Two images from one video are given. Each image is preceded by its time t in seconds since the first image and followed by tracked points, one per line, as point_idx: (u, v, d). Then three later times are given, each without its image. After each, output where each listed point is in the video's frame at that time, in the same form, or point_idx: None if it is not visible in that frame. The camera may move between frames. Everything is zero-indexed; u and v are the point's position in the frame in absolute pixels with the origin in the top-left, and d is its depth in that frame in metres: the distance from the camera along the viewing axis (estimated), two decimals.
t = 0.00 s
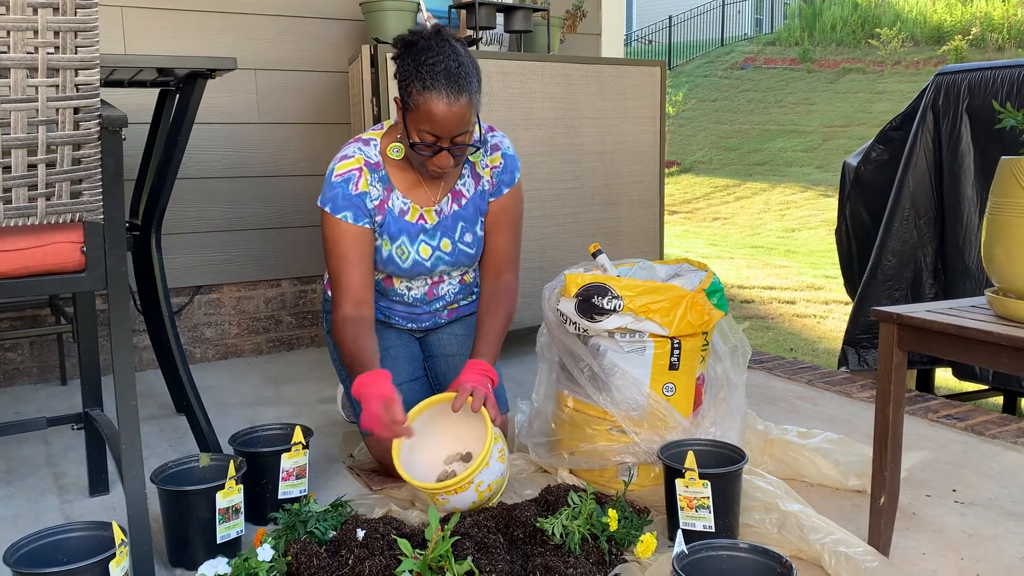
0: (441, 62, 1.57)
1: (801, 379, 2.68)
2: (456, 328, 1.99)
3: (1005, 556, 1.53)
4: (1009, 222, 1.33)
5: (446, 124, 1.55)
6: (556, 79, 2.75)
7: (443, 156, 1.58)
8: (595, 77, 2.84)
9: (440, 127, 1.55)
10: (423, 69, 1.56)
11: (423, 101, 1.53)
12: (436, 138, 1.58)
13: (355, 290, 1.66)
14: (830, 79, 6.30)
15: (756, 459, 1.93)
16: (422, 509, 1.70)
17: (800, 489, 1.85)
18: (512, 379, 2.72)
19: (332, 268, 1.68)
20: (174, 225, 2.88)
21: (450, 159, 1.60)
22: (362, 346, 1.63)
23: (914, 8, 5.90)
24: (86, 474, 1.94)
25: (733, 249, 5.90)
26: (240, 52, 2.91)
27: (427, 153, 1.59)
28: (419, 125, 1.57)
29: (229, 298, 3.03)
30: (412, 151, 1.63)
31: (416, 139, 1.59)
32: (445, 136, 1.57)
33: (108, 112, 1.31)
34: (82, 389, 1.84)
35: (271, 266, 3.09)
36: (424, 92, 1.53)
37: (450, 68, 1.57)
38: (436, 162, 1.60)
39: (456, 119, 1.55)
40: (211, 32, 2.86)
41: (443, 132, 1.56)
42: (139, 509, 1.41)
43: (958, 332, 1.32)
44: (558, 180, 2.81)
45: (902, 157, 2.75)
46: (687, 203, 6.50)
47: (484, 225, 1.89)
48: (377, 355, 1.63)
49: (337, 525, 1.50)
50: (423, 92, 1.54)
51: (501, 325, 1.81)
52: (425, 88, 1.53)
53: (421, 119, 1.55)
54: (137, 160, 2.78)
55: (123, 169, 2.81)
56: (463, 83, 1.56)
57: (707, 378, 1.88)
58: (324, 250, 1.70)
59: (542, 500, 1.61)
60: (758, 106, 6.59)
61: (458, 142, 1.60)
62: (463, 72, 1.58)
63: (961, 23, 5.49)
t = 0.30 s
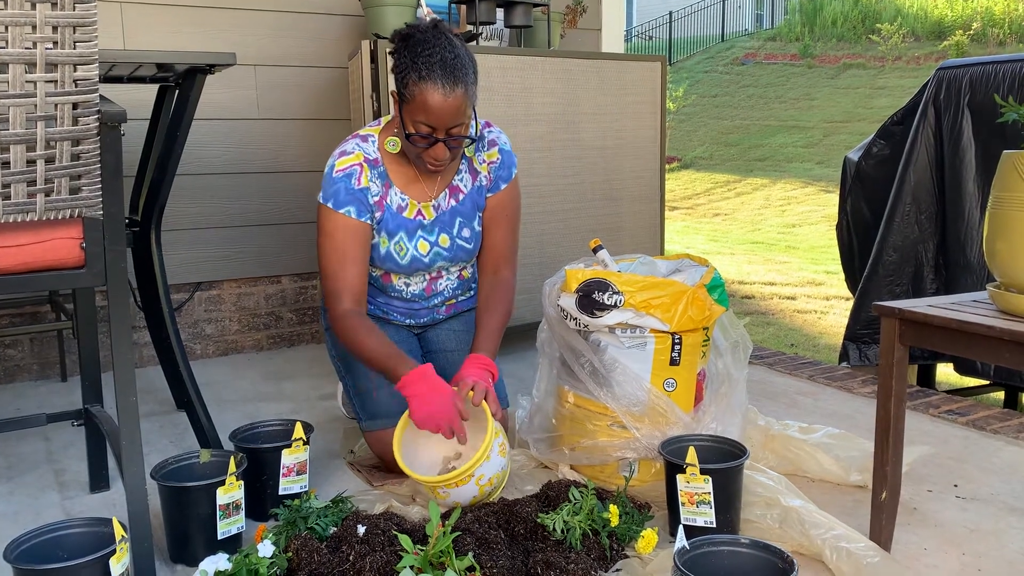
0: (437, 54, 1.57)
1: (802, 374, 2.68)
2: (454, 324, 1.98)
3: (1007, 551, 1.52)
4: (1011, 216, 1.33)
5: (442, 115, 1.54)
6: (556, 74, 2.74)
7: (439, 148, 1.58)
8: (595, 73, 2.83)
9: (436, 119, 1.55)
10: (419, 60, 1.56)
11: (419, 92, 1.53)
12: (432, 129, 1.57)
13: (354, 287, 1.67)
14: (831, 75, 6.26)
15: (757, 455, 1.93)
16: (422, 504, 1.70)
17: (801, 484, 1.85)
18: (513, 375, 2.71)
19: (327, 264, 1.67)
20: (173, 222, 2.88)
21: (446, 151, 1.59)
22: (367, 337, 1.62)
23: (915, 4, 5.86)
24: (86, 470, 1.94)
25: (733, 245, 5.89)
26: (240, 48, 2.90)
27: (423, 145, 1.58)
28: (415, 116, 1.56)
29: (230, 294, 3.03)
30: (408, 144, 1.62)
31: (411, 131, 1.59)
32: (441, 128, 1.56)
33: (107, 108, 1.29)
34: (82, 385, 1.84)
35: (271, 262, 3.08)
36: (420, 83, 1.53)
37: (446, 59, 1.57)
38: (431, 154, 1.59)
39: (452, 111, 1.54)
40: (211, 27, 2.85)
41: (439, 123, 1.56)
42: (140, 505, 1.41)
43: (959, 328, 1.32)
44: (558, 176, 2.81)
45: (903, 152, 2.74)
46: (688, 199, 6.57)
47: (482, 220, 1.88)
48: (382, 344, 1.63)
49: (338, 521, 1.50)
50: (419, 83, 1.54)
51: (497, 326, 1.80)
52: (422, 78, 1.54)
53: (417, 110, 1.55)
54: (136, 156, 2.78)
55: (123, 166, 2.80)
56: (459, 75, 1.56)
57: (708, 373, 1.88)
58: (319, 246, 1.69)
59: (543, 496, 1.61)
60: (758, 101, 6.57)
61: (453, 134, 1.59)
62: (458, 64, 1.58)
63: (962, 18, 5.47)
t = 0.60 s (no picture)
0: (433, 48, 1.56)
1: (803, 369, 2.68)
2: (454, 318, 1.98)
3: (1008, 546, 1.52)
4: (1013, 211, 1.32)
5: (438, 109, 1.54)
6: (557, 69, 2.73)
7: (435, 142, 1.58)
8: (595, 67, 2.82)
9: (432, 113, 1.54)
10: (415, 54, 1.55)
11: (415, 86, 1.53)
12: (428, 124, 1.57)
13: (354, 281, 1.68)
14: (832, 70, 6.21)
15: (758, 450, 1.93)
16: (422, 498, 1.70)
17: (802, 479, 1.85)
18: (513, 370, 2.71)
19: (329, 259, 1.69)
20: (173, 216, 2.88)
21: (441, 145, 1.59)
22: (365, 336, 1.67)
23: None
24: (86, 464, 1.94)
25: (733, 241, 5.89)
26: (239, 42, 2.90)
27: (420, 139, 1.58)
28: (411, 110, 1.56)
29: (230, 289, 3.03)
30: (403, 138, 1.62)
31: (408, 125, 1.59)
32: (437, 122, 1.56)
33: (105, 100, 1.29)
34: (82, 380, 1.84)
35: (271, 257, 3.08)
36: (416, 77, 1.53)
37: (442, 53, 1.56)
38: (427, 148, 1.59)
39: (448, 105, 1.54)
40: (211, 21, 2.84)
41: (435, 118, 1.55)
42: (140, 499, 1.41)
43: (961, 322, 1.31)
44: (559, 170, 2.80)
45: (904, 147, 2.74)
46: (688, 194, 6.68)
47: (481, 216, 1.87)
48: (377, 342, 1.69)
49: (338, 516, 1.50)
50: (414, 77, 1.53)
51: (504, 313, 1.84)
52: (417, 72, 1.53)
53: (413, 104, 1.55)
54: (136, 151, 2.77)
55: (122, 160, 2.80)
56: (455, 69, 1.56)
57: (708, 368, 1.87)
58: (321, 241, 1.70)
59: (543, 491, 1.61)
60: (760, 97, 6.52)
61: (450, 128, 1.59)
62: (454, 58, 1.57)
63: (962, 14, 5.49)
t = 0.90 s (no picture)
0: (424, 42, 1.56)
1: (801, 366, 2.68)
2: (452, 315, 1.98)
3: (1006, 543, 1.53)
4: (1012, 207, 1.32)
5: (430, 103, 1.53)
6: (556, 65, 2.73)
7: (428, 136, 1.57)
8: (595, 64, 2.82)
9: (423, 106, 1.54)
10: (406, 48, 1.55)
11: (406, 80, 1.52)
12: (420, 117, 1.56)
13: (353, 275, 1.68)
14: (831, 67, 6.29)
15: (756, 447, 1.93)
16: (421, 495, 1.70)
17: (800, 476, 1.85)
18: (512, 366, 2.71)
19: (328, 254, 1.70)
20: (171, 212, 2.87)
21: (434, 138, 1.58)
22: (363, 332, 1.67)
23: None
24: (85, 460, 1.94)
25: (732, 238, 5.88)
26: (238, 38, 2.89)
27: (412, 133, 1.58)
28: (403, 104, 1.56)
29: (228, 285, 3.03)
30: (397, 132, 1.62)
31: (400, 119, 1.59)
32: (429, 115, 1.56)
33: (104, 97, 1.31)
34: (81, 376, 1.83)
35: (270, 253, 3.08)
36: (407, 70, 1.52)
37: (433, 47, 1.56)
38: (420, 141, 1.59)
39: (440, 98, 1.53)
40: (210, 17, 2.84)
41: (426, 111, 1.55)
42: (139, 496, 1.41)
43: (960, 319, 1.31)
44: (558, 167, 2.80)
45: (904, 144, 2.73)
46: (687, 190, 6.50)
47: (478, 212, 1.87)
48: (375, 338, 1.68)
49: (337, 512, 1.50)
50: (406, 71, 1.53)
51: (499, 309, 1.83)
52: (408, 66, 1.53)
53: (405, 98, 1.55)
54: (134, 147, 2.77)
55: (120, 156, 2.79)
56: (446, 63, 1.55)
57: (707, 365, 1.87)
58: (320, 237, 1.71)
59: (542, 487, 1.60)
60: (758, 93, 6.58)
61: (443, 122, 1.59)
62: (446, 52, 1.57)
63: (962, 10, 5.55)
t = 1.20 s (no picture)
0: (419, 36, 1.56)
1: (799, 365, 2.68)
2: (451, 313, 1.98)
3: (1003, 542, 1.53)
4: (1010, 207, 1.32)
5: (424, 97, 1.53)
6: (554, 63, 2.72)
7: (422, 130, 1.57)
8: (593, 62, 2.81)
9: (417, 101, 1.54)
10: (401, 43, 1.55)
11: (400, 74, 1.52)
12: (414, 112, 1.56)
13: (349, 272, 1.69)
14: (829, 65, 6.30)
15: (754, 446, 1.93)
16: (419, 494, 1.70)
17: (798, 475, 1.85)
18: (510, 365, 2.71)
19: (325, 251, 1.71)
20: (169, 211, 2.87)
21: (429, 133, 1.58)
22: (357, 329, 1.67)
23: None
24: (82, 460, 1.93)
25: (730, 237, 5.89)
26: (235, 37, 2.88)
27: (407, 128, 1.58)
28: (397, 99, 1.56)
29: (226, 284, 3.02)
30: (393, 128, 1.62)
31: (395, 114, 1.58)
32: (423, 110, 1.55)
33: (101, 95, 1.33)
34: (78, 375, 1.83)
35: (268, 252, 3.07)
36: (401, 65, 1.52)
37: (428, 42, 1.56)
38: (415, 137, 1.58)
39: (434, 93, 1.53)
40: (207, 15, 2.83)
41: (420, 106, 1.55)
42: (136, 495, 1.40)
43: (957, 319, 1.31)
44: (556, 166, 2.80)
45: (901, 143, 2.74)
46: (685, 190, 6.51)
47: (475, 209, 1.87)
48: (369, 335, 1.68)
49: (335, 511, 1.50)
50: (400, 65, 1.53)
51: (495, 306, 1.83)
52: (402, 60, 1.53)
53: (399, 93, 1.54)
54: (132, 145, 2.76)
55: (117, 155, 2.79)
56: (440, 57, 1.55)
57: (705, 363, 1.87)
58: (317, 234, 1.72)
59: (539, 486, 1.60)
60: (756, 92, 6.57)
61: (438, 117, 1.58)
62: (441, 46, 1.57)
63: (960, 9, 5.53)
